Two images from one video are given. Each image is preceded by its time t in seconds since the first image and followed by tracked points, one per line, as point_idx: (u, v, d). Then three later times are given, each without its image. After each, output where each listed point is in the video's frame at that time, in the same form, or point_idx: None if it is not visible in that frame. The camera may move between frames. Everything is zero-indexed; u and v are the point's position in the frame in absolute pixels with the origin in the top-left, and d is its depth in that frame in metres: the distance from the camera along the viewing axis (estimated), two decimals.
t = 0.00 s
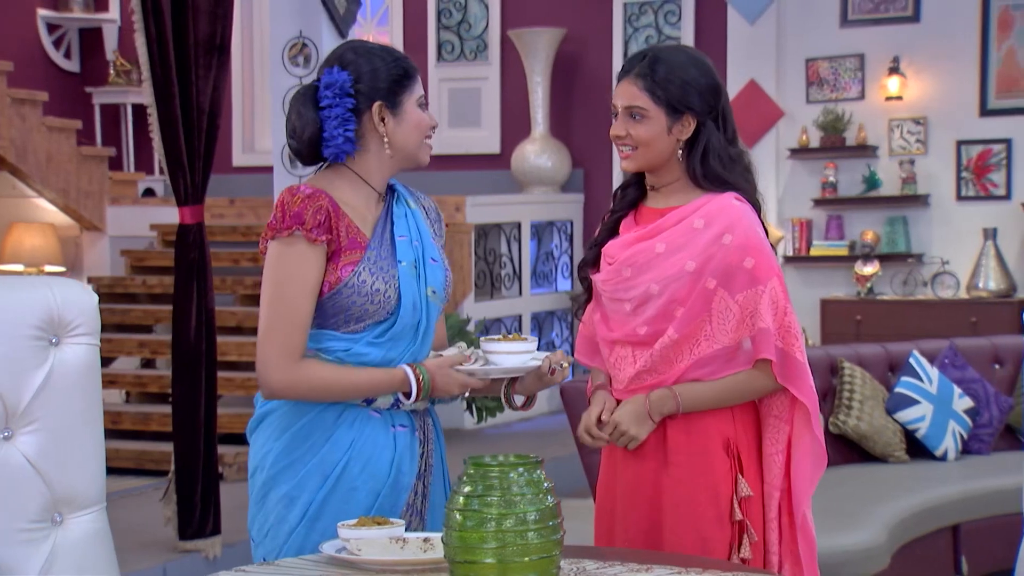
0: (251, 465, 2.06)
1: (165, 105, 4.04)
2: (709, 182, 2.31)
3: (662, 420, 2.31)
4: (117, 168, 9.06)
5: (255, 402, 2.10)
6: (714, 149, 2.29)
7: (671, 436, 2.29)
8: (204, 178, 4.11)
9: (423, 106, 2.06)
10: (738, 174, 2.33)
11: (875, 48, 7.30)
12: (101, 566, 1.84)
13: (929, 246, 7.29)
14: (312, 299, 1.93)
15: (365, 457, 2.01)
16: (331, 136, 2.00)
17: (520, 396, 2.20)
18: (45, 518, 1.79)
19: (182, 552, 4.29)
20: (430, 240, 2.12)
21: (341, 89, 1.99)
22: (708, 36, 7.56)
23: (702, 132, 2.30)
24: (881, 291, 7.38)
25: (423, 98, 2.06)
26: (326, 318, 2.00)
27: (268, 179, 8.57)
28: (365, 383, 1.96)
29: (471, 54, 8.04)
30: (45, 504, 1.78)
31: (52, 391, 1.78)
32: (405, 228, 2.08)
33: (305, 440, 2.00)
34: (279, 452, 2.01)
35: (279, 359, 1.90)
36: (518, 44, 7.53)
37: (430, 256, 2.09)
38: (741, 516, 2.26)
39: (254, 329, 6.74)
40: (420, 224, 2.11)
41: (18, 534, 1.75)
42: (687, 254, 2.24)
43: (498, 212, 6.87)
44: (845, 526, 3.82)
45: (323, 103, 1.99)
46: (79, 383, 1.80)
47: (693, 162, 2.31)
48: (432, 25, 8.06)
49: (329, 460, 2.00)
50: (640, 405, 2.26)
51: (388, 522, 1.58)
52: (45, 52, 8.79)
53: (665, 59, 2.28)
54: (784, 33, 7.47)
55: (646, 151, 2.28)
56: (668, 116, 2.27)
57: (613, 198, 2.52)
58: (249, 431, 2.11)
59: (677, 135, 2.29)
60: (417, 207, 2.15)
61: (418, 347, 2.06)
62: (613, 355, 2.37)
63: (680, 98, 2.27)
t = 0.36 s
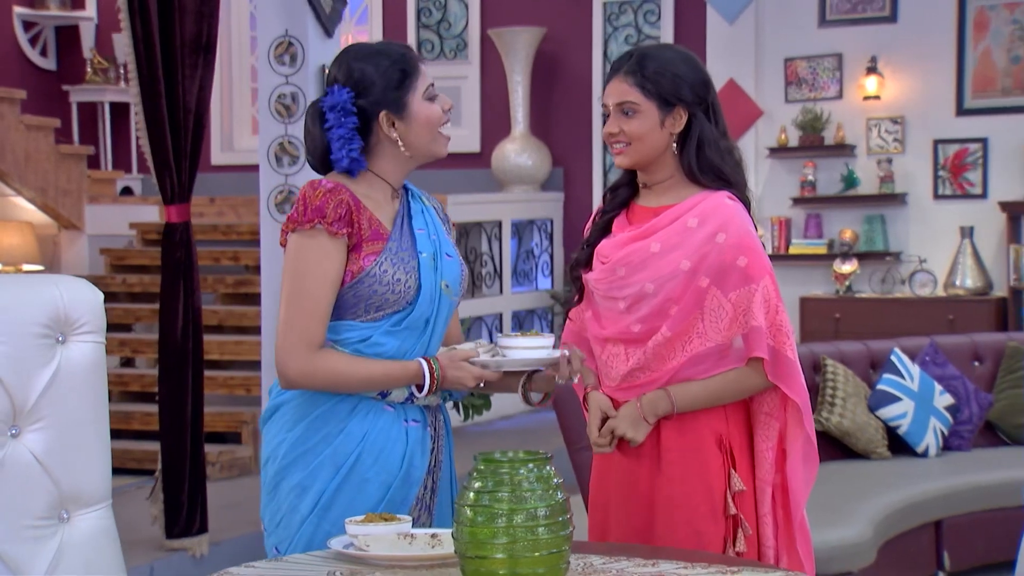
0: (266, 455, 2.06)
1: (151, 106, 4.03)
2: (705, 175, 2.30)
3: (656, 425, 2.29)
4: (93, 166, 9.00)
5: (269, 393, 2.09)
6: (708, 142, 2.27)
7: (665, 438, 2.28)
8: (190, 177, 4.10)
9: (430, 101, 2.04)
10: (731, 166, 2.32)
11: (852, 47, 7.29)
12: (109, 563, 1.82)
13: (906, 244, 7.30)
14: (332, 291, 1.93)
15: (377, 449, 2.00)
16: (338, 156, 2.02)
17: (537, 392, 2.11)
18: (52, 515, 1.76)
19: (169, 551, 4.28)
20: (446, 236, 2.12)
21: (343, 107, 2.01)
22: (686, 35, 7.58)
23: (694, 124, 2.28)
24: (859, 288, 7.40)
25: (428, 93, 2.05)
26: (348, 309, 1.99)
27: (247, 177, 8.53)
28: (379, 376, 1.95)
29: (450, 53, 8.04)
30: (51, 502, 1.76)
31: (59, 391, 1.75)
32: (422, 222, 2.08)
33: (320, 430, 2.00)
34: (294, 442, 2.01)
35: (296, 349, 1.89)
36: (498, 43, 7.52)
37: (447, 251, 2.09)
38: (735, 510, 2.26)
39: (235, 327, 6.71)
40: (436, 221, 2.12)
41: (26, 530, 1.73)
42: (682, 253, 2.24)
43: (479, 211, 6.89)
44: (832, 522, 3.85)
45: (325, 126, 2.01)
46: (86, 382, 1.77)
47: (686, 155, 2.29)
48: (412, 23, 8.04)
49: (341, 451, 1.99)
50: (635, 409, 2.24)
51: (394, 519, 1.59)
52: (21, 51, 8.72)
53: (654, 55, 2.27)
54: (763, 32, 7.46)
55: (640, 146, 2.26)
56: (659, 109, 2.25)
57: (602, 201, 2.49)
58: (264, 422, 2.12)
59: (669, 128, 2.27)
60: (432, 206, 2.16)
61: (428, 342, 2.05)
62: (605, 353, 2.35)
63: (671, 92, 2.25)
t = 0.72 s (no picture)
0: (271, 449, 2.06)
1: (129, 101, 4.01)
2: (695, 171, 2.30)
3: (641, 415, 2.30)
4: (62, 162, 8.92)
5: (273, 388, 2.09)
6: (698, 138, 2.28)
7: (652, 428, 2.29)
8: (168, 174, 4.10)
9: (415, 118, 2.02)
10: (718, 162, 2.33)
11: (823, 46, 7.25)
12: (103, 560, 1.76)
13: (875, 241, 7.27)
14: (330, 291, 1.94)
15: (383, 441, 2.01)
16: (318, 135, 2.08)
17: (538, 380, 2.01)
18: (46, 510, 1.72)
19: (147, 548, 4.26)
20: (449, 233, 2.13)
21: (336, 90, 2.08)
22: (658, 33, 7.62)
23: (685, 120, 2.28)
24: (831, 285, 7.35)
25: (417, 108, 2.02)
26: (351, 305, 2.00)
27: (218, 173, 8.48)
28: (373, 369, 1.94)
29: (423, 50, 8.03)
30: (45, 498, 1.71)
31: (53, 385, 1.71)
32: (424, 218, 2.09)
33: (326, 425, 2.00)
34: (300, 436, 2.00)
35: (287, 344, 1.91)
36: (471, 39, 7.53)
37: (448, 247, 2.10)
38: (718, 503, 2.27)
39: (208, 324, 6.69)
40: (439, 218, 2.13)
41: (19, 524, 1.69)
42: (671, 246, 2.24)
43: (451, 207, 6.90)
44: (807, 516, 3.89)
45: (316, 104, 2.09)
46: (81, 377, 1.73)
47: (677, 151, 2.29)
48: (385, 20, 8.05)
49: (348, 443, 2.00)
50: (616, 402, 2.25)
51: (388, 514, 1.60)
52: None
53: (643, 55, 2.25)
54: (735, 30, 7.44)
55: (634, 145, 2.25)
56: (651, 107, 2.24)
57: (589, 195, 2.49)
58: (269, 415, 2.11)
59: (661, 126, 2.27)
60: (434, 202, 2.17)
61: (432, 338, 2.05)
62: (590, 345, 2.36)
63: (664, 90, 2.24)
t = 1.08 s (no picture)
0: (275, 443, 2.05)
1: (114, 95, 3.99)
2: (695, 167, 2.31)
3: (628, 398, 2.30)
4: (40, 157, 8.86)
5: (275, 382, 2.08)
6: (699, 135, 2.28)
7: (647, 413, 2.28)
8: (153, 169, 4.09)
9: (416, 108, 2.03)
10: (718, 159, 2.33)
11: (802, 43, 7.28)
12: (104, 553, 1.77)
13: (854, 236, 7.30)
14: (322, 283, 1.94)
15: (388, 434, 2.01)
16: (321, 129, 2.08)
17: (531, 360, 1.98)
18: (46, 502, 1.72)
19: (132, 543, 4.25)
20: (442, 225, 2.15)
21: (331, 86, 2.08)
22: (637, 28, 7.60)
23: (687, 119, 2.28)
24: (809, 279, 7.40)
25: (417, 98, 2.03)
26: (350, 297, 2.01)
27: (197, 168, 8.42)
28: (367, 356, 1.93)
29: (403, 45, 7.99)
30: (45, 490, 1.72)
31: (54, 379, 1.71)
32: (418, 211, 2.10)
33: (331, 418, 2.00)
34: (306, 430, 2.00)
35: (281, 336, 1.89)
36: (452, 35, 7.52)
37: (443, 239, 2.11)
38: (711, 494, 2.26)
39: (190, 319, 6.67)
40: (432, 211, 2.14)
41: (19, 517, 1.69)
42: (671, 236, 2.24)
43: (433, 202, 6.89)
44: (792, 509, 3.92)
45: (315, 98, 2.09)
46: (81, 371, 1.73)
47: (678, 148, 2.30)
48: (365, 15, 8.01)
49: (355, 435, 2.00)
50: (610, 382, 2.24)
51: (388, 505, 1.61)
52: None
53: (643, 55, 2.24)
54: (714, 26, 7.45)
55: (638, 145, 2.25)
56: (656, 106, 2.24)
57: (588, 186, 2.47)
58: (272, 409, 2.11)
59: (664, 124, 2.26)
60: (426, 195, 2.19)
61: (430, 327, 2.06)
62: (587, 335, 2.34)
63: (667, 89, 2.23)
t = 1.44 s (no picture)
0: (281, 437, 2.06)
1: (105, 90, 3.99)
2: (697, 162, 2.32)
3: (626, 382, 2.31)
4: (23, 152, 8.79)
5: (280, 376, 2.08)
6: (700, 131, 2.30)
7: (653, 405, 2.29)
8: (144, 163, 4.08)
9: (418, 99, 2.04)
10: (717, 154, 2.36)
11: (788, 38, 7.31)
12: (111, 544, 1.78)
13: (840, 230, 7.31)
14: (331, 275, 1.95)
15: (396, 426, 2.03)
16: (325, 126, 2.09)
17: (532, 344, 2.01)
18: (53, 495, 1.73)
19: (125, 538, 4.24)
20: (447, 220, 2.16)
21: (334, 83, 2.09)
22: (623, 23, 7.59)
23: (688, 116, 2.30)
24: (795, 273, 7.41)
25: (418, 89, 2.04)
26: (358, 290, 2.01)
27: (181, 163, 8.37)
28: (376, 348, 1.94)
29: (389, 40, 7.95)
30: (52, 483, 1.72)
31: (61, 372, 1.72)
32: (424, 206, 2.12)
33: (340, 410, 2.01)
34: (313, 422, 2.01)
35: (290, 330, 1.91)
36: (438, 29, 7.52)
37: (448, 233, 2.12)
38: (716, 484, 2.28)
39: (178, 313, 6.66)
40: (436, 206, 2.16)
41: (26, 510, 1.70)
42: (676, 232, 2.25)
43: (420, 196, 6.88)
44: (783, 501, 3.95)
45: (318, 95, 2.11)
46: (87, 364, 1.74)
47: (680, 145, 2.31)
48: (351, 9, 7.95)
49: (363, 427, 2.01)
50: (625, 356, 2.23)
51: (394, 497, 1.62)
52: None
53: (649, 52, 2.25)
54: (700, 21, 7.45)
55: (642, 141, 2.26)
56: (660, 103, 2.25)
57: (587, 184, 2.48)
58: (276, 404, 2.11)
59: (667, 121, 2.28)
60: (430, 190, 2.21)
61: (436, 320, 2.07)
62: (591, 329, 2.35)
63: (671, 86, 2.25)
